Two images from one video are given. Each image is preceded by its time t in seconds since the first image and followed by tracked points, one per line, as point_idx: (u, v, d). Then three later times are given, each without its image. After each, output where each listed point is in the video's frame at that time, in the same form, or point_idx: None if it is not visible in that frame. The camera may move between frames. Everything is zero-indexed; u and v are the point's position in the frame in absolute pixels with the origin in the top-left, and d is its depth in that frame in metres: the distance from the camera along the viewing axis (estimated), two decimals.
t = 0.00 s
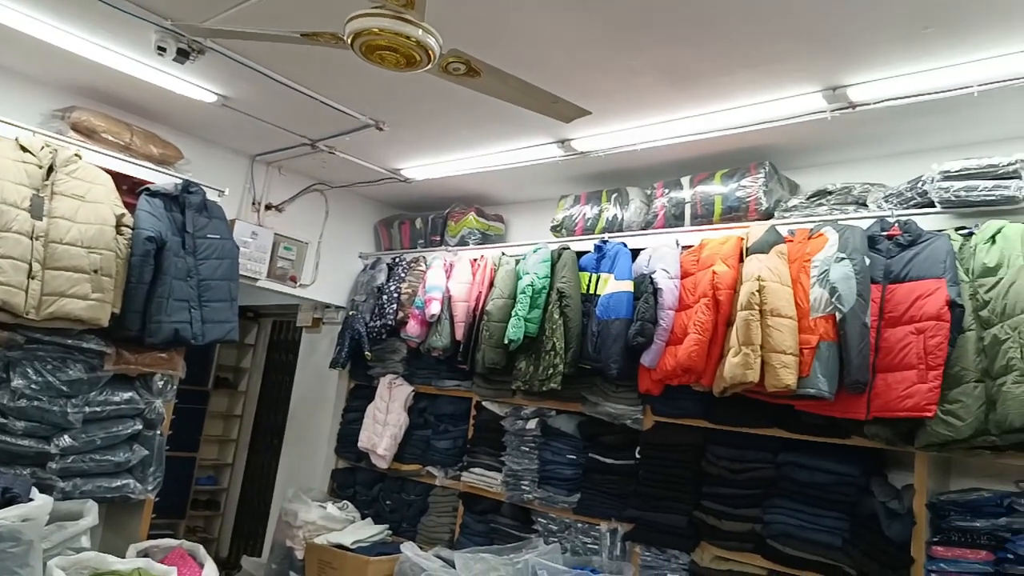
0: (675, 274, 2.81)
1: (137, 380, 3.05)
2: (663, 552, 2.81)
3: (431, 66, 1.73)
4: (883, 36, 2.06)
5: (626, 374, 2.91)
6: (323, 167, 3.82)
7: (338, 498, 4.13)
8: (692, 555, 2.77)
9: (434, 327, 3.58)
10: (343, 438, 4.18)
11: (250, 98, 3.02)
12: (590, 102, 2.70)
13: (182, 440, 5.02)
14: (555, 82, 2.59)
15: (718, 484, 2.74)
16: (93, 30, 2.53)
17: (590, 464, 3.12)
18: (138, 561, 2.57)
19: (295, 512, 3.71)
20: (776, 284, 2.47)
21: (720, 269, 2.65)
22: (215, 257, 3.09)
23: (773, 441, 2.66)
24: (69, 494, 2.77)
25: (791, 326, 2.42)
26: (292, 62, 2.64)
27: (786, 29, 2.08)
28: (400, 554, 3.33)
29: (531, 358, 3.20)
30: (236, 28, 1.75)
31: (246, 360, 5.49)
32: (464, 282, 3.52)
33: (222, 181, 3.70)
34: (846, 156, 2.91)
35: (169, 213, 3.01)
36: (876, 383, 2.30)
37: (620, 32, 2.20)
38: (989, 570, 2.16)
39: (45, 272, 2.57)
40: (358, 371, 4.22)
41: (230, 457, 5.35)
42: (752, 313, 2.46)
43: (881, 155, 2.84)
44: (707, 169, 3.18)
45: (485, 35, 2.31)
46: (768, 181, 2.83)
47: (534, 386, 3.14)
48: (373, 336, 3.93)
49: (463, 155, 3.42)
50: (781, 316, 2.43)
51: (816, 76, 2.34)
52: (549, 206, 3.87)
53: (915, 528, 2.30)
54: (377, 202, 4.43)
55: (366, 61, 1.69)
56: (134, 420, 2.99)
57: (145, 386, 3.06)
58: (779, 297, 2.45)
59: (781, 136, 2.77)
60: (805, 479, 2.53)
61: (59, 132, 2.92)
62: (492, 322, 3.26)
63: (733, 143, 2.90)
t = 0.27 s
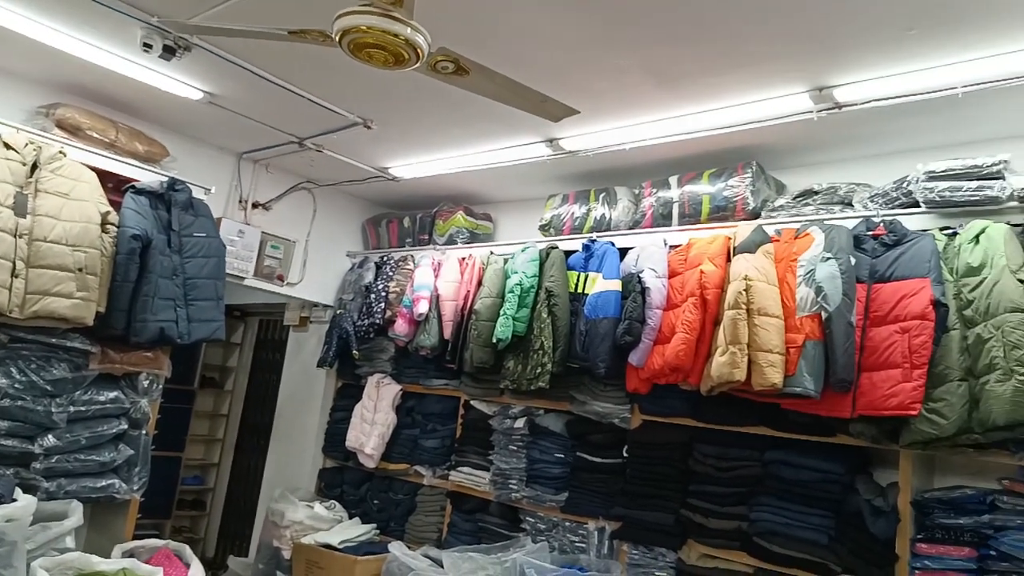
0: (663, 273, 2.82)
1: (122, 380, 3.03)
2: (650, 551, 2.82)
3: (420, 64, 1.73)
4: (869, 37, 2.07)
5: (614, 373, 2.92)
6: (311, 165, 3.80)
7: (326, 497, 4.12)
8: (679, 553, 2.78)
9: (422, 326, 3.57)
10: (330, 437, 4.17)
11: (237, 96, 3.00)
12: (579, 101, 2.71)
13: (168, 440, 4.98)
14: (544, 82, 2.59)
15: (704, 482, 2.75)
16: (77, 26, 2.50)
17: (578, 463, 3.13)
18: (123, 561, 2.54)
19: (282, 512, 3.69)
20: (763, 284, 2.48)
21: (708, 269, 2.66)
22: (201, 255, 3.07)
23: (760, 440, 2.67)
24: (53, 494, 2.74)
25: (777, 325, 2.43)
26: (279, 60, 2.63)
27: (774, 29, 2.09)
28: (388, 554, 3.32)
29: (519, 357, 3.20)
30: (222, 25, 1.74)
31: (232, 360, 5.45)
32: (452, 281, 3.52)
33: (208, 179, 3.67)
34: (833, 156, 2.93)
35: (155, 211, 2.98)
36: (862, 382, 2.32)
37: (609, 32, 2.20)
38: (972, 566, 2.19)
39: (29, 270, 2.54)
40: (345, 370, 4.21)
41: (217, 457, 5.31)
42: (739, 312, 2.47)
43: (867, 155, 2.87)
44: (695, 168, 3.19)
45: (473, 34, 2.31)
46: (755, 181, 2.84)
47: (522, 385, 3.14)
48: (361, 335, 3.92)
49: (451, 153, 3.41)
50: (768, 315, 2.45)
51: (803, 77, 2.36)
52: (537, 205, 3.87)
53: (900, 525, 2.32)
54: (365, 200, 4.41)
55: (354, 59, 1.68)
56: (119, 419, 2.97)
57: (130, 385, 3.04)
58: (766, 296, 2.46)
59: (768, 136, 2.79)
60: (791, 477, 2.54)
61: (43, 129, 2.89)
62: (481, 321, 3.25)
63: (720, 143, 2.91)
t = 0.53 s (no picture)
0: (651, 271, 2.83)
1: (107, 377, 3.00)
2: (638, 548, 2.83)
3: (409, 61, 1.72)
4: (856, 38, 2.09)
5: (602, 371, 2.93)
6: (299, 163, 3.78)
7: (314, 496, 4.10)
8: (667, 550, 2.80)
9: (410, 324, 3.56)
10: (318, 436, 4.15)
11: (224, 92, 2.98)
12: (568, 100, 2.71)
13: (154, 439, 4.95)
14: (533, 80, 2.59)
15: (692, 479, 2.76)
16: (62, 21, 2.48)
17: (566, 461, 3.13)
18: (109, 560, 2.52)
19: (269, 510, 3.68)
20: (751, 282, 2.50)
21: (696, 267, 2.67)
22: (187, 252, 3.05)
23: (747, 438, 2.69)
24: (38, 493, 2.72)
25: (765, 323, 2.45)
26: (267, 56, 2.61)
27: (762, 29, 2.10)
28: (376, 552, 3.32)
29: (508, 355, 3.20)
30: (209, 21, 1.72)
31: (219, 358, 5.42)
32: (441, 279, 3.51)
33: (195, 175, 3.64)
34: (819, 156, 2.94)
35: (141, 208, 2.96)
36: (848, 379, 2.34)
37: (598, 30, 2.20)
38: (956, 562, 2.22)
39: (13, 267, 2.51)
40: (334, 368, 4.19)
41: (203, 455, 5.28)
42: (727, 310, 2.48)
43: (853, 155, 2.89)
44: (683, 167, 3.20)
45: (463, 32, 2.30)
46: (743, 180, 2.85)
47: (511, 383, 3.14)
48: (349, 333, 3.91)
49: (440, 151, 3.40)
50: (755, 313, 2.46)
51: (791, 77, 2.37)
52: (526, 203, 3.87)
53: (885, 523, 2.36)
54: (353, 198, 4.39)
55: (342, 56, 1.68)
56: (105, 418, 2.95)
57: (116, 383, 3.01)
58: (753, 295, 2.48)
59: (756, 135, 2.80)
60: (778, 475, 2.56)
61: (28, 125, 2.85)
62: (469, 319, 3.25)
63: (708, 142, 2.92)
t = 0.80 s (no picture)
0: (640, 272, 2.84)
1: (94, 378, 2.97)
2: (626, 548, 2.84)
3: (398, 62, 1.72)
4: (843, 41, 2.10)
5: (591, 372, 2.93)
6: (287, 163, 3.77)
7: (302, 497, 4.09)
8: (655, 550, 2.80)
9: (399, 325, 3.56)
10: (306, 437, 4.13)
11: (212, 91, 2.97)
12: (557, 101, 2.71)
13: (140, 440, 4.91)
14: (522, 81, 2.59)
15: (680, 480, 2.77)
16: (48, 19, 2.46)
17: (555, 462, 3.14)
18: (94, 563, 2.49)
19: (257, 512, 3.66)
20: (739, 284, 2.51)
21: (685, 268, 2.68)
22: (174, 252, 3.03)
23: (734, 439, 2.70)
24: (22, 495, 2.70)
25: (752, 324, 2.46)
26: (256, 56, 2.60)
27: (750, 31, 2.11)
28: (364, 553, 3.31)
29: (497, 356, 3.20)
30: (197, 20, 1.72)
31: (206, 359, 5.38)
32: (430, 279, 3.51)
33: (182, 175, 3.62)
34: (807, 158, 2.96)
35: (128, 208, 2.94)
36: (834, 380, 2.36)
37: (588, 32, 2.20)
38: (941, 562, 2.23)
39: None
40: (322, 368, 4.18)
41: (190, 456, 5.25)
42: (715, 311, 2.49)
43: (840, 157, 2.91)
44: (672, 169, 3.21)
45: (452, 32, 2.30)
46: (731, 182, 2.87)
47: (500, 384, 3.14)
48: (338, 334, 3.89)
49: (429, 152, 3.40)
50: (743, 314, 2.48)
51: (779, 79, 2.38)
52: (515, 204, 3.87)
53: (872, 522, 2.38)
54: (342, 198, 4.38)
55: (331, 56, 1.67)
56: (91, 419, 2.92)
57: (102, 384, 2.99)
58: (741, 296, 2.49)
59: (744, 137, 2.81)
60: (765, 475, 2.57)
61: (13, 123, 2.83)
62: (459, 320, 3.25)
63: (696, 144, 2.93)
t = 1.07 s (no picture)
0: (629, 273, 2.84)
1: (80, 379, 2.95)
2: (615, 549, 2.84)
3: (388, 62, 1.71)
4: (831, 43, 2.12)
5: (580, 372, 2.94)
6: (277, 163, 3.75)
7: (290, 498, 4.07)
8: (644, 551, 2.81)
9: (389, 325, 3.55)
10: (295, 438, 4.12)
11: (201, 91, 2.95)
12: (547, 102, 2.71)
13: (127, 441, 4.87)
14: (513, 82, 2.59)
15: (669, 480, 2.78)
16: (34, 17, 2.44)
17: (545, 462, 3.14)
18: (81, 565, 2.47)
19: (245, 513, 3.64)
20: (728, 285, 2.52)
21: (674, 269, 2.69)
22: (162, 252, 3.01)
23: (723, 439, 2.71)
24: (7, 497, 2.67)
25: (741, 325, 2.47)
26: (245, 55, 2.59)
27: (739, 34, 2.12)
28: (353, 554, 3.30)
29: (486, 357, 3.20)
30: (185, 19, 1.71)
31: (194, 359, 5.35)
32: (420, 280, 3.50)
33: (170, 175, 3.60)
34: (795, 160, 2.98)
35: (115, 208, 2.92)
36: (822, 381, 2.37)
37: (578, 33, 2.21)
38: (927, 561, 2.25)
39: None
40: (311, 369, 4.16)
41: (178, 458, 5.22)
42: (704, 312, 2.50)
43: (827, 159, 2.93)
44: (662, 170, 3.22)
45: (442, 33, 2.30)
46: (720, 183, 2.88)
47: (489, 384, 3.14)
48: (327, 334, 3.88)
49: (419, 152, 3.39)
50: (731, 315, 2.49)
51: (768, 82, 2.39)
52: (505, 205, 3.87)
53: (859, 522, 2.40)
54: (331, 198, 4.36)
55: (321, 56, 1.67)
56: (78, 420, 2.90)
57: (89, 384, 2.96)
58: (730, 297, 2.50)
59: (733, 139, 2.83)
60: (753, 475, 2.59)
61: None
62: (448, 320, 3.24)
63: (686, 145, 2.94)
